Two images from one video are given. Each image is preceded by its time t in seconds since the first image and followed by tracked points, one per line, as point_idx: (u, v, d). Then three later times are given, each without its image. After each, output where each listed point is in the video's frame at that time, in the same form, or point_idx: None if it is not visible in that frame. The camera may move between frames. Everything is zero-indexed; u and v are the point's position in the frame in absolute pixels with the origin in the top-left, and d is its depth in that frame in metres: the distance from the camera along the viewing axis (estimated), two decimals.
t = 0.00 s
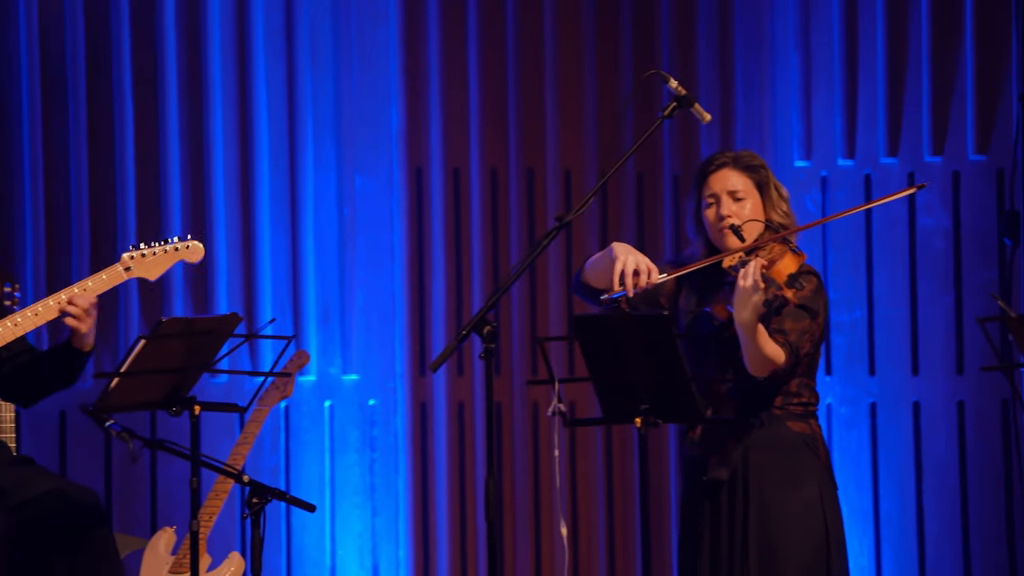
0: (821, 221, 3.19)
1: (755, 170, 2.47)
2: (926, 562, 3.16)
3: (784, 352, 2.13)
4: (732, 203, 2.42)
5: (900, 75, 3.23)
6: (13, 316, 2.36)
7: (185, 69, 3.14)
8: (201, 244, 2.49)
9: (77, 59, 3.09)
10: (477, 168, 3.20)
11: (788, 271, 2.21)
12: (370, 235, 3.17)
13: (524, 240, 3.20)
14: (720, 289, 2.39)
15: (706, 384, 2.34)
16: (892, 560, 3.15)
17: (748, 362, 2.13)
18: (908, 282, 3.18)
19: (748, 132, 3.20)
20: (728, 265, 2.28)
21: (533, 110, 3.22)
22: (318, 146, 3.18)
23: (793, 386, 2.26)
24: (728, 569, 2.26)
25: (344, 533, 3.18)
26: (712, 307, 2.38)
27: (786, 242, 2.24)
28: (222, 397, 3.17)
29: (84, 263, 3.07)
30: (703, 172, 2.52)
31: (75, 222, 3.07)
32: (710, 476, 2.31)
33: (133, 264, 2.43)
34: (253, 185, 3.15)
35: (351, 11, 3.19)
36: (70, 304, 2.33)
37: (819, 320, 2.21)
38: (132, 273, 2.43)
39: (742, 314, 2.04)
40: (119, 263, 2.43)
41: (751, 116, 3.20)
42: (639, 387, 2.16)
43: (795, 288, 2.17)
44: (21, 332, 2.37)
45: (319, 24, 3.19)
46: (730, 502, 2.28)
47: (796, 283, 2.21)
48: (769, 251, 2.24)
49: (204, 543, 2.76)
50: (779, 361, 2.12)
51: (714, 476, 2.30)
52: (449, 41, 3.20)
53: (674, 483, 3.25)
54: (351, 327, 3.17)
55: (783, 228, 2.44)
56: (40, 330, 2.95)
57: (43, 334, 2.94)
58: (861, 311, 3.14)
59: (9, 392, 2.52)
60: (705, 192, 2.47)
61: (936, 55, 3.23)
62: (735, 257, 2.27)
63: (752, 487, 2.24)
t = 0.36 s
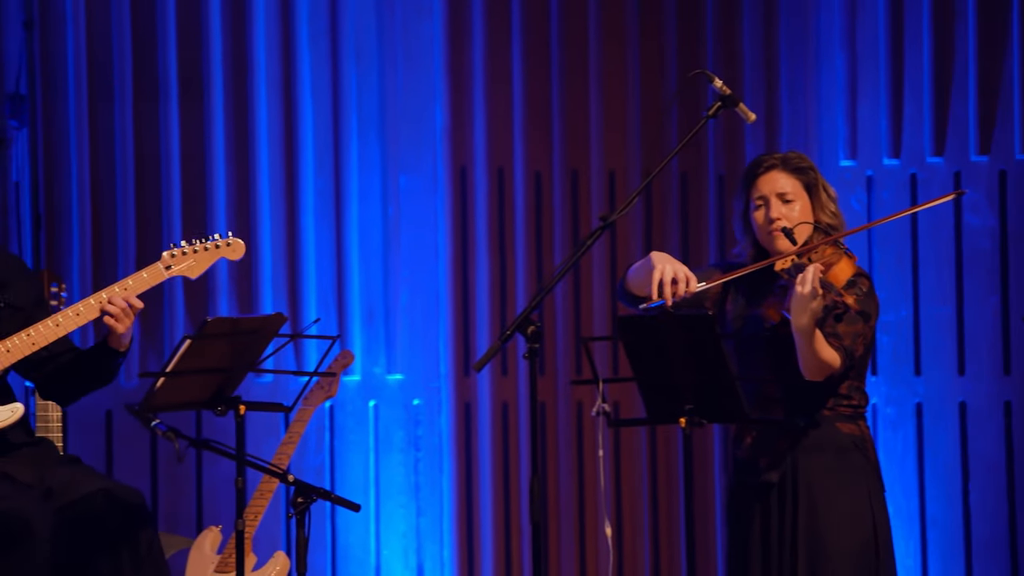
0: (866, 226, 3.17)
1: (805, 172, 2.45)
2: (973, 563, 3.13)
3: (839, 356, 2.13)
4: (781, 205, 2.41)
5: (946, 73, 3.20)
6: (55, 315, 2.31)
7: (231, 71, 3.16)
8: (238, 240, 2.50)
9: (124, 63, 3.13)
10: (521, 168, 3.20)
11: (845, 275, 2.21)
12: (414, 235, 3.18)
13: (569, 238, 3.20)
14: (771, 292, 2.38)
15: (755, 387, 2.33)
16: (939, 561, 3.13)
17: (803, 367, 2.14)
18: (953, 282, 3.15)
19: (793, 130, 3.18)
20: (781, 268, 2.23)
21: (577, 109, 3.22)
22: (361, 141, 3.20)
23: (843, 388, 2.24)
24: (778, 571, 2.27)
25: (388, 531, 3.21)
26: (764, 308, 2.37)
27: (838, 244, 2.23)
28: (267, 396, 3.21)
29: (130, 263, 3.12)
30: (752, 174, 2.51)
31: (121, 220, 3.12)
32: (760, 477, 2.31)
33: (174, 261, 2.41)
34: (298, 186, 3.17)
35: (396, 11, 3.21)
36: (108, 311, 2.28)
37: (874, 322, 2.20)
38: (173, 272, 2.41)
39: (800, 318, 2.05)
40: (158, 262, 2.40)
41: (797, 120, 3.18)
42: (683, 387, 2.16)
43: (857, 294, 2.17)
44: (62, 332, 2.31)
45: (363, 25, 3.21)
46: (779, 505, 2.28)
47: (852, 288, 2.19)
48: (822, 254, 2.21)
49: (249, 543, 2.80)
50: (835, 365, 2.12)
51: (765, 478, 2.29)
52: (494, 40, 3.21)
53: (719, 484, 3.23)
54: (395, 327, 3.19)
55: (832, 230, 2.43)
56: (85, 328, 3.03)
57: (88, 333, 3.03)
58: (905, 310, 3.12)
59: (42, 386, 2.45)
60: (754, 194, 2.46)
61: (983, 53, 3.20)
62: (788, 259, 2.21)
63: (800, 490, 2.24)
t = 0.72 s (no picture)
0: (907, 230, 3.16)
1: (846, 174, 2.44)
2: (1016, 565, 3.07)
3: (888, 360, 2.16)
4: (823, 209, 2.39)
5: (988, 71, 3.17)
6: (94, 320, 2.31)
7: (273, 72, 3.17)
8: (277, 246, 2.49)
9: (164, 64, 3.14)
10: (560, 168, 3.18)
11: (896, 281, 2.18)
12: (453, 236, 3.17)
13: (608, 239, 3.18)
14: (815, 295, 2.36)
15: (795, 389, 2.32)
16: (979, 562, 3.08)
17: (853, 372, 2.16)
18: (996, 283, 3.09)
19: (834, 132, 3.15)
20: (828, 273, 2.22)
21: (617, 108, 3.19)
22: (401, 141, 3.20)
23: (888, 392, 2.24)
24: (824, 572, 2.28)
25: (428, 531, 3.20)
26: (809, 314, 2.34)
27: (882, 247, 2.23)
28: (306, 396, 3.22)
29: (171, 267, 3.12)
30: (793, 177, 2.49)
31: (161, 218, 3.13)
32: (806, 480, 2.31)
33: (215, 268, 2.40)
34: (338, 185, 3.18)
35: (436, 11, 3.20)
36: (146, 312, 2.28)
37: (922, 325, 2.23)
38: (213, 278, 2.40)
39: (851, 325, 2.08)
40: (198, 268, 2.39)
41: (837, 117, 3.16)
42: (722, 388, 2.13)
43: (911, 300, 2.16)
44: (100, 337, 2.31)
45: (404, 25, 3.20)
46: (824, 507, 2.29)
47: (904, 292, 2.18)
48: (869, 259, 2.21)
49: (288, 543, 2.81)
50: (884, 370, 2.16)
51: (810, 481, 2.29)
52: (533, 40, 3.19)
53: (759, 485, 3.18)
54: (434, 327, 3.18)
55: (875, 231, 2.42)
56: (125, 333, 3.07)
57: (129, 336, 3.06)
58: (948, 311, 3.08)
59: (70, 389, 2.48)
60: (796, 198, 2.45)
61: None
62: (835, 264, 2.20)
63: (846, 492, 2.24)
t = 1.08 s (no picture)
0: (948, 231, 3.13)
1: (887, 177, 2.41)
2: None
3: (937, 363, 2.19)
4: (865, 212, 2.36)
5: None
6: (134, 324, 2.33)
7: (312, 72, 3.16)
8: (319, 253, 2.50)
9: (205, 65, 3.12)
10: (599, 166, 3.16)
11: (945, 284, 2.16)
12: (492, 235, 3.16)
13: (647, 239, 3.15)
14: (858, 295, 2.34)
15: (840, 388, 2.34)
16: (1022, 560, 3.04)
17: (903, 375, 2.19)
18: None
19: (874, 133, 3.14)
20: (874, 276, 2.20)
21: (656, 109, 3.17)
22: (440, 139, 3.18)
23: (934, 393, 2.26)
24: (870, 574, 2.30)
25: (467, 530, 3.18)
26: (853, 315, 2.34)
27: (926, 249, 2.21)
28: (347, 394, 3.23)
29: (211, 273, 3.11)
30: (834, 180, 2.45)
31: (202, 217, 3.12)
32: (851, 482, 2.32)
33: (256, 274, 2.40)
34: (377, 187, 3.16)
35: (475, 10, 3.19)
36: (205, 317, 2.36)
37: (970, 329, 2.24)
38: (254, 284, 2.40)
39: (902, 328, 2.11)
40: (239, 274, 2.40)
41: (877, 119, 3.14)
42: (762, 387, 2.10)
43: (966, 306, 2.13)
44: (141, 341, 2.33)
45: (442, 25, 3.19)
46: (869, 509, 2.30)
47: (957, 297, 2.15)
48: (914, 262, 2.19)
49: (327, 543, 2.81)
50: (933, 372, 2.19)
51: (856, 483, 2.31)
52: (572, 39, 3.18)
53: (799, 486, 3.13)
54: (473, 326, 3.17)
55: (916, 233, 2.39)
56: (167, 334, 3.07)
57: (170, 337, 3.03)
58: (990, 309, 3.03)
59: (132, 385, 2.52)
60: (837, 202, 2.41)
61: None
62: (881, 267, 2.18)
63: (893, 492, 2.26)
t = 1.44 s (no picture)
0: (985, 231, 3.19)
1: (924, 177, 2.36)
2: None
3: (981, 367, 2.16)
4: (903, 214, 2.32)
5: None
6: (176, 324, 2.35)
7: (347, 68, 3.12)
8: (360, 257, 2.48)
9: (241, 63, 3.08)
10: (635, 168, 3.16)
11: (988, 286, 2.13)
12: (528, 235, 3.14)
13: (683, 240, 3.16)
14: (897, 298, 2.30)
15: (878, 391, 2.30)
16: None
17: (946, 379, 2.16)
18: None
19: (911, 135, 3.17)
20: (913, 278, 2.15)
21: (693, 112, 3.18)
22: (476, 138, 3.16)
23: (974, 395, 2.24)
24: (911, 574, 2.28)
25: (502, 529, 3.16)
26: (894, 317, 2.31)
27: (967, 250, 2.16)
28: (382, 394, 3.24)
29: (247, 277, 3.06)
30: (870, 182, 2.40)
31: (238, 212, 3.07)
32: (891, 484, 2.29)
33: (299, 276, 2.41)
34: (413, 193, 3.14)
35: (510, 10, 3.17)
36: (260, 310, 2.38)
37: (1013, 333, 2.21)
38: (296, 286, 2.41)
39: (946, 332, 2.08)
40: (281, 276, 2.41)
41: (915, 123, 3.18)
42: (799, 386, 2.06)
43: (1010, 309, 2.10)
44: (183, 341, 2.34)
45: (478, 24, 3.17)
46: (909, 510, 2.27)
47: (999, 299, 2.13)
48: (955, 264, 2.15)
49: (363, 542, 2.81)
50: (978, 376, 2.16)
51: (897, 485, 2.28)
52: (609, 39, 3.17)
53: (836, 488, 3.09)
54: (509, 326, 3.15)
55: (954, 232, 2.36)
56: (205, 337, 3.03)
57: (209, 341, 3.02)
58: None
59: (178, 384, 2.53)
60: (874, 204, 2.37)
61: None
62: (921, 269, 2.13)
63: (934, 494, 2.23)
